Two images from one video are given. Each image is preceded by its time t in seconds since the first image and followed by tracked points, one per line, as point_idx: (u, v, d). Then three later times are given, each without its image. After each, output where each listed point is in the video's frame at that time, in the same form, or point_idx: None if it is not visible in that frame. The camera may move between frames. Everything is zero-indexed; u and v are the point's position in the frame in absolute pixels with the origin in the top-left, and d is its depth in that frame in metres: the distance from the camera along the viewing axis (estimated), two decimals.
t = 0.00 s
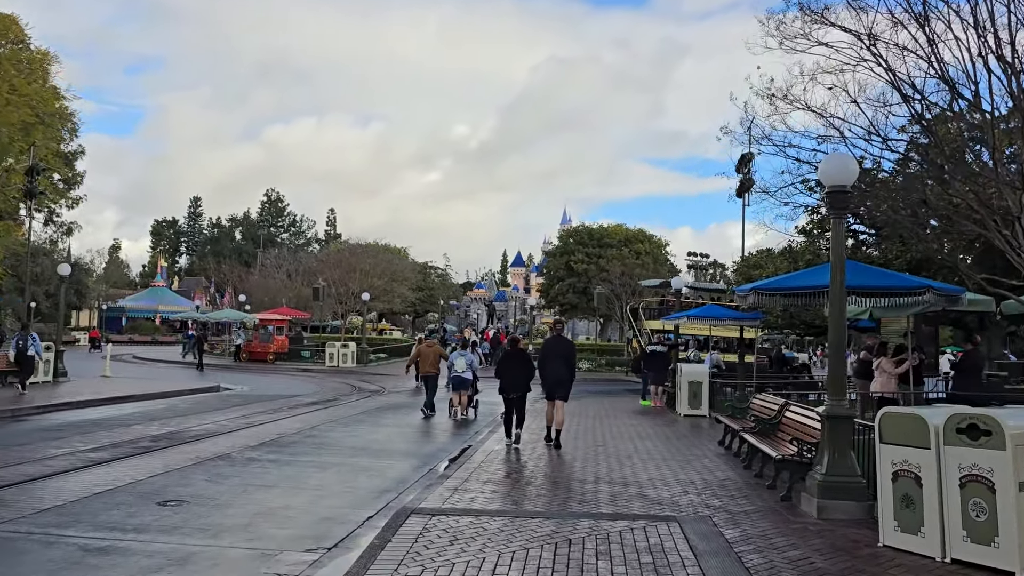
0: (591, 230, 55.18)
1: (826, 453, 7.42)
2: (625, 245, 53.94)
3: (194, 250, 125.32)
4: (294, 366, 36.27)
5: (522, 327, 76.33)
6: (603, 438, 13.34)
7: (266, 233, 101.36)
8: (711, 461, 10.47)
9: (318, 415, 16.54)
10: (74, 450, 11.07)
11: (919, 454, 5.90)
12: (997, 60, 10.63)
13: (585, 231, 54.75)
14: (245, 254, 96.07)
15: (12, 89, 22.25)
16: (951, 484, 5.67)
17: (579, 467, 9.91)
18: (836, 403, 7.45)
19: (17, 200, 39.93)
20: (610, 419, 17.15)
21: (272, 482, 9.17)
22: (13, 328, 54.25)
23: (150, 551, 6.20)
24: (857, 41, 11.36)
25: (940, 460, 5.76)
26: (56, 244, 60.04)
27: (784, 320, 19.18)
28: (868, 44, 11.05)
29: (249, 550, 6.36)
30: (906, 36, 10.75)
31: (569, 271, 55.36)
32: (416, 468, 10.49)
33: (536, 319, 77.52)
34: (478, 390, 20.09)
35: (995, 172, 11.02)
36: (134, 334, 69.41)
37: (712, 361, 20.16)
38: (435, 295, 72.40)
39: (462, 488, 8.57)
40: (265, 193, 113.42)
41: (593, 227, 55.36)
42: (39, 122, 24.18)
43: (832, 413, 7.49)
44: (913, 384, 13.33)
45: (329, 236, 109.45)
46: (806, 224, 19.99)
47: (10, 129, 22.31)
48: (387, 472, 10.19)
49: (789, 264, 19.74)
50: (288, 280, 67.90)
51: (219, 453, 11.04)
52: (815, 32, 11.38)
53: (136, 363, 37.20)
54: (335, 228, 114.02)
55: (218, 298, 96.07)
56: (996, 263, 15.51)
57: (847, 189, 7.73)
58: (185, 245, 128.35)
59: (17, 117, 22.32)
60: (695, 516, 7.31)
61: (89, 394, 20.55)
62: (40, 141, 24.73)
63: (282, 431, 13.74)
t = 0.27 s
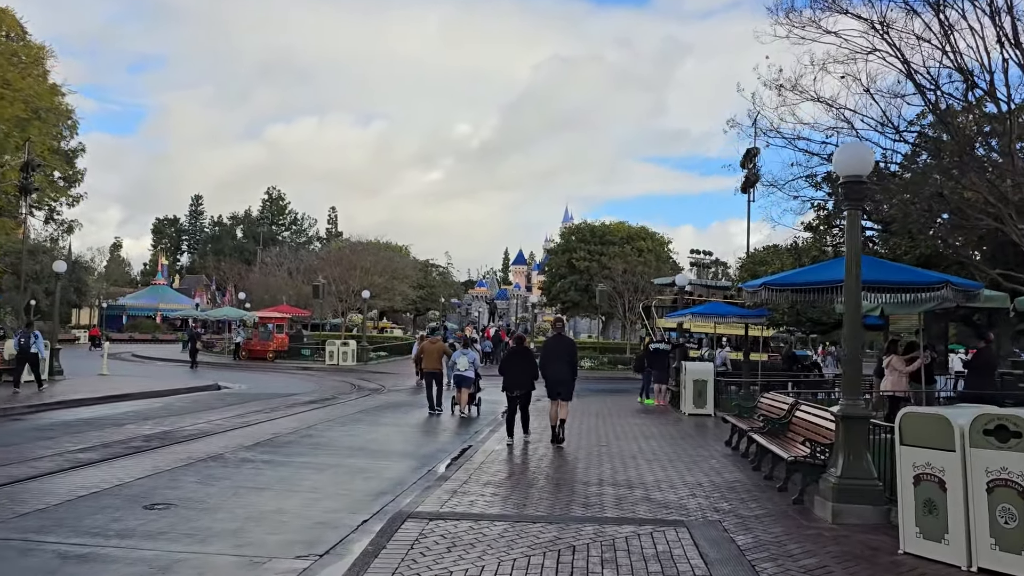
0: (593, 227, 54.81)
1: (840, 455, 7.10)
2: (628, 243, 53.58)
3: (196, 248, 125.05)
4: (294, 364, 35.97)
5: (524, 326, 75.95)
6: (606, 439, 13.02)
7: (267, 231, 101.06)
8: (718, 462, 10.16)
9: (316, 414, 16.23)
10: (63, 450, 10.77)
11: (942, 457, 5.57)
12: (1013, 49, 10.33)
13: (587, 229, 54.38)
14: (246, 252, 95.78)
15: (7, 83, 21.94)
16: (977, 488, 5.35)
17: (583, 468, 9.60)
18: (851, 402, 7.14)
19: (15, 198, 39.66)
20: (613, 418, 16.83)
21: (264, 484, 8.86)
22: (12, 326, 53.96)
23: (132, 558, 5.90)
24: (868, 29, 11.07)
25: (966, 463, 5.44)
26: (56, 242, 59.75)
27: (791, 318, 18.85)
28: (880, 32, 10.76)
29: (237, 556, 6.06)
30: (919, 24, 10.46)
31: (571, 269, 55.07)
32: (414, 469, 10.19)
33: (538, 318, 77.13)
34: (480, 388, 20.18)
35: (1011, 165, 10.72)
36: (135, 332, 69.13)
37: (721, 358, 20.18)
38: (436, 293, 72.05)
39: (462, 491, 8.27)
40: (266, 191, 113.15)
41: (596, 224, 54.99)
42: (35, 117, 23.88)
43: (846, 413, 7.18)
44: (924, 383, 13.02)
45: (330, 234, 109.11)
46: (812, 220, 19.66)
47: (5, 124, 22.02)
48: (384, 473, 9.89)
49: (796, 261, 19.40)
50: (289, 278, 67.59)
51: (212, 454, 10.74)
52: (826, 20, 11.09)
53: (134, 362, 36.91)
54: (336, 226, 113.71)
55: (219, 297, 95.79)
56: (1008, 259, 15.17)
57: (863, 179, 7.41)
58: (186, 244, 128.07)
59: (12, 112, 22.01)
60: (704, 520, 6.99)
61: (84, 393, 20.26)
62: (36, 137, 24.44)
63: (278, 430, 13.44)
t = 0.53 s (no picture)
0: (595, 224, 54.41)
1: (857, 458, 6.73)
2: (630, 240, 53.19)
3: (197, 247, 124.75)
4: (293, 363, 35.61)
5: (525, 324, 75.56)
6: (610, 440, 12.63)
7: (268, 229, 100.72)
8: (725, 465, 9.79)
9: (312, 414, 15.87)
10: (48, 452, 10.42)
11: (973, 463, 5.18)
12: None
13: (589, 226, 53.98)
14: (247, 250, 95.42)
15: None
16: (1010, 497, 4.95)
17: (585, 471, 9.22)
18: (867, 403, 6.77)
19: (13, 195, 39.30)
20: (615, 418, 16.47)
21: (253, 488, 8.50)
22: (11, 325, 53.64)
23: (106, 569, 5.54)
24: (883, 16, 10.71)
25: (998, 470, 5.04)
26: (55, 240, 59.41)
27: (798, 317, 18.48)
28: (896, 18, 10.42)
29: (218, 568, 5.69)
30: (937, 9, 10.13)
31: (573, 267, 54.68)
32: (411, 472, 9.83)
33: (540, 316, 76.77)
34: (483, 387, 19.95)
35: None
36: (135, 330, 68.82)
37: (729, 358, 19.87)
38: (437, 291, 71.67)
39: (460, 495, 7.89)
40: (267, 189, 112.88)
41: (598, 222, 54.59)
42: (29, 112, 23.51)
43: (863, 414, 6.80)
44: (935, 382, 12.66)
45: (331, 232, 108.74)
46: (819, 216, 19.27)
47: None
48: (380, 477, 9.51)
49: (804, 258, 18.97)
50: (290, 276, 67.24)
51: (201, 456, 10.38)
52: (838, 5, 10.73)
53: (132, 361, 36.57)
54: (337, 225, 113.35)
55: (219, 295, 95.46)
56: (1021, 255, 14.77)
57: (882, 167, 7.02)
58: (187, 242, 127.75)
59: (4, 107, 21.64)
60: (713, 528, 6.62)
61: (77, 392, 19.92)
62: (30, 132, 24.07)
63: (272, 431, 13.08)
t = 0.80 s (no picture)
0: (598, 222, 54.02)
1: (880, 463, 6.33)
2: (632, 238, 52.78)
3: (198, 246, 124.45)
4: (292, 362, 35.24)
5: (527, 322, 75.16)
6: (614, 441, 12.21)
7: (269, 228, 100.40)
8: (735, 468, 9.38)
9: (308, 414, 15.46)
10: (30, 454, 10.02)
11: (1012, 470, 4.77)
12: None
13: (591, 224, 53.58)
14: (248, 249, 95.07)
15: None
16: None
17: (589, 475, 8.80)
18: (889, 404, 6.37)
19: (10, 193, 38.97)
20: (618, 418, 16.08)
21: (241, 493, 8.09)
22: (9, 324, 53.31)
23: None
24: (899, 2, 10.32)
25: None
26: (54, 238, 59.07)
27: (806, 314, 18.07)
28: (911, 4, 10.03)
29: None
30: None
31: (576, 265, 54.25)
32: (407, 475, 9.45)
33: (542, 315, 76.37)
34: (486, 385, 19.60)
35: None
36: (134, 330, 68.50)
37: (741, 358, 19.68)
38: (438, 290, 71.27)
39: (458, 501, 7.50)
40: (268, 187, 112.57)
41: (600, 219, 54.19)
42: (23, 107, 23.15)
43: (885, 416, 6.40)
44: (951, 382, 12.25)
45: (332, 231, 108.40)
46: (827, 212, 18.86)
47: None
48: (374, 481, 9.12)
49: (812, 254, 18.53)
50: (290, 275, 66.90)
51: (190, 458, 9.98)
52: None
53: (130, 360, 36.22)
54: (339, 223, 113.00)
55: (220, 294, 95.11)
56: None
57: (905, 154, 6.62)
58: (188, 241, 127.46)
59: None
60: (726, 537, 6.23)
61: (70, 392, 19.56)
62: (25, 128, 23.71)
63: (265, 432, 12.69)
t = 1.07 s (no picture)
0: (600, 220, 53.65)
1: (904, 469, 5.95)
2: (635, 236, 52.40)
3: (199, 245, 124.14)
4: (292, 361, 34.87)
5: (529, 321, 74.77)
6: (619, 443, 11.82)
7: (270, 227, 100.10)
8: (746, 472, 8.98)
9: (305, 414, 15.09)
10: (14, 456, 9.65)
11: None
12: None
13: (594, 222, 53.20)
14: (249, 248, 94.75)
15: None
16: None
17: (593, 479, 8.41)
18: (915, 406, 5.97)
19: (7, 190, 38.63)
20: (623, 419, 15.70)
21: (229, 498, 7.72)
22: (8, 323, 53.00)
23: None
24: None
25: None
26: (53, 237, 58.75)
27: (814, 312, 17.68)
28: None
29: None
30: None
31: (578, 263, 53.86)
32: (404, 479, 9.06)
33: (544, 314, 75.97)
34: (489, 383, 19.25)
35: None
36: (134, 329, 68.20)
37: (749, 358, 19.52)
38: (440, 289, 70.91)
39: (456, 507, 7.11)
40: (269, 186, 112.28)
41: (603, 217, 53.83)
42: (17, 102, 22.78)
43: (910, 417, 6.01)
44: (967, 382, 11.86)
45: (333, 230, 108.08)
46: (835, 208, 18.47)
47: None
48: (370, 485, 8.73)
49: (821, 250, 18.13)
50: (291, 273, 66.57)
51: (179, 461, 9.61)
52: None
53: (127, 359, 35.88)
54: (340, 222, 112.68)
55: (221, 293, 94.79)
56: None
57: (931, 139, 6.22)
58: (189, 240, 127.17)
59: None
60: (741, 547, 5.84)
61: (63, 392, 19.20)
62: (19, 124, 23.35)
63: (259, 433, 12.31)
